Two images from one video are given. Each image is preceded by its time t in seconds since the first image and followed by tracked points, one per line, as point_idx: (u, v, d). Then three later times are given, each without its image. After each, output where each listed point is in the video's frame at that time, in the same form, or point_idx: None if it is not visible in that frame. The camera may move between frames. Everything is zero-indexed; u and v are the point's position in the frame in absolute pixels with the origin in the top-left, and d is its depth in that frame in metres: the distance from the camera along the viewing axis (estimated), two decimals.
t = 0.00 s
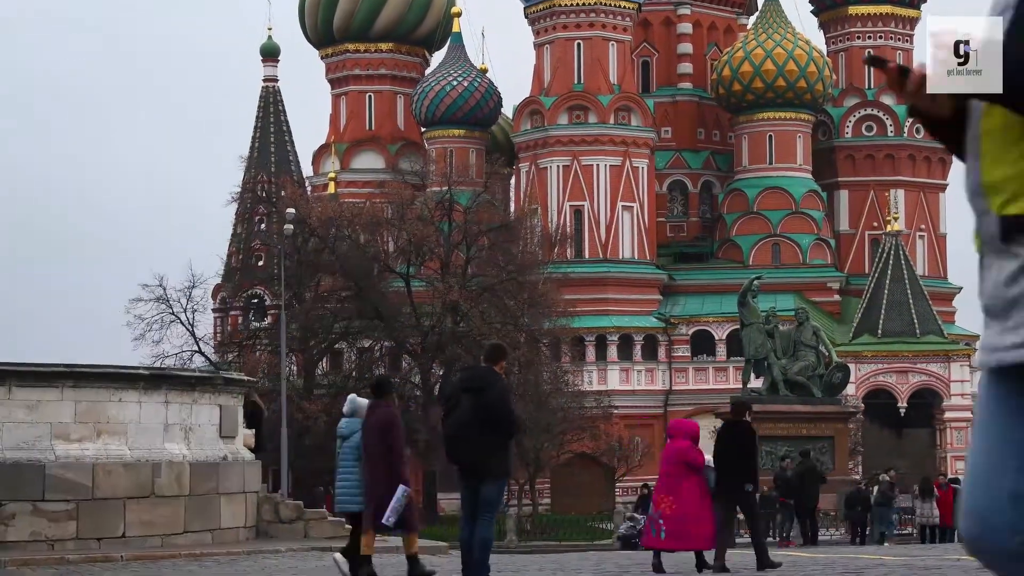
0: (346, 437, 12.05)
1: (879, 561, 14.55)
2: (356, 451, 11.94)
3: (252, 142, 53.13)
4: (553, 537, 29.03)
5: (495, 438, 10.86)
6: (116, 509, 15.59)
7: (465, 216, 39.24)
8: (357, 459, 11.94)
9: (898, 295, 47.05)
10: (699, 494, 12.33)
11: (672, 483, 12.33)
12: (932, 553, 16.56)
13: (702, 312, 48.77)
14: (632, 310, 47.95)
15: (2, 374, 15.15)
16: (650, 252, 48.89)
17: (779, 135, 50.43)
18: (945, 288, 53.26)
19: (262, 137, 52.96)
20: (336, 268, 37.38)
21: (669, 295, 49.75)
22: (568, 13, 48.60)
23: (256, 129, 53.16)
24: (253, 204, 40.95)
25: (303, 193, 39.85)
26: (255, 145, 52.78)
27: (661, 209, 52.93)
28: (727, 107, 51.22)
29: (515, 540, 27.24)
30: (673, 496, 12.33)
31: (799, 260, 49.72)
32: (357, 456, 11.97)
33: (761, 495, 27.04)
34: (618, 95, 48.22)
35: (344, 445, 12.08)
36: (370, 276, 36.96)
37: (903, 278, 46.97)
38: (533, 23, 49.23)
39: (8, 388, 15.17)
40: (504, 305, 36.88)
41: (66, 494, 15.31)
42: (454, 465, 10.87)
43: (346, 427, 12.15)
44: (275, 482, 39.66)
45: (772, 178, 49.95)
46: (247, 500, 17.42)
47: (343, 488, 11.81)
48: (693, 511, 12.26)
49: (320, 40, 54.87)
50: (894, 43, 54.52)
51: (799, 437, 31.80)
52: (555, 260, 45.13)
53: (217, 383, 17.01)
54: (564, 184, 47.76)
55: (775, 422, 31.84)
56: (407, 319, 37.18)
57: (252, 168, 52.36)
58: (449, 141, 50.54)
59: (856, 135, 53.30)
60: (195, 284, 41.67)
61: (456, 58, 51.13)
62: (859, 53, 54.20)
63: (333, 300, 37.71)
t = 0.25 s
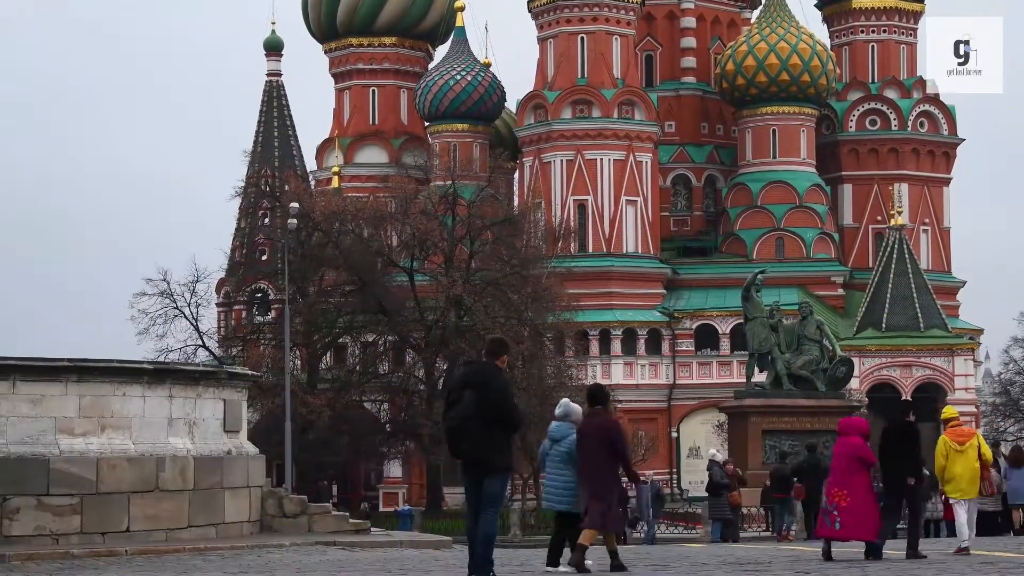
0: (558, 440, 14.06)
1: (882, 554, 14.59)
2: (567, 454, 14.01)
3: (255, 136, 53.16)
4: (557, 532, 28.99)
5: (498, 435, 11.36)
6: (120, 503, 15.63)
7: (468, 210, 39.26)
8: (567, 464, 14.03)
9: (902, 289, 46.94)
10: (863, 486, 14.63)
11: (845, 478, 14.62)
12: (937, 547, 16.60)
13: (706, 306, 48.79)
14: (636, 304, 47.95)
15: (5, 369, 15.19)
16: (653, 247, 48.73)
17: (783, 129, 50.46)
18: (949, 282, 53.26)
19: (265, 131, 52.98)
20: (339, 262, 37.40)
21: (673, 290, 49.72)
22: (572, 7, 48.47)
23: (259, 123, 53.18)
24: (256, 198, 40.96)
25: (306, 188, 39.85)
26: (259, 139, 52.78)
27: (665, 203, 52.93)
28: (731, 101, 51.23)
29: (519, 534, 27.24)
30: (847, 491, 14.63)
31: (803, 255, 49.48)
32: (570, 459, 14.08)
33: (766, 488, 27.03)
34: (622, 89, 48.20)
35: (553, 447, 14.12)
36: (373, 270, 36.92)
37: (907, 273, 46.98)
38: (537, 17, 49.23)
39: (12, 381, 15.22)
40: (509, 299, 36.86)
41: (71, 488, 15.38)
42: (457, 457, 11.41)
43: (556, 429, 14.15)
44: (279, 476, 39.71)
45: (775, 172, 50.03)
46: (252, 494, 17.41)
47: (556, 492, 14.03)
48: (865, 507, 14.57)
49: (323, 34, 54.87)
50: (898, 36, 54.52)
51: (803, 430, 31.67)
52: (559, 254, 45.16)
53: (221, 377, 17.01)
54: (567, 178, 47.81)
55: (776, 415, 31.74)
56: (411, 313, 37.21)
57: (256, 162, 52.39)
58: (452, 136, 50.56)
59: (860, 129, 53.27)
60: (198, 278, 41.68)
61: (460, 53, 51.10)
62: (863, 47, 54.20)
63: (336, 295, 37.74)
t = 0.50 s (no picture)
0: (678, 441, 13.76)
1: (885, 550, 14.55)
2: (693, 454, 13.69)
3: (257, 133, 53.15)
4: (559, 528, 29.00)
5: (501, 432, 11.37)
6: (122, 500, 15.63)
7: (470, 206, 39.26)
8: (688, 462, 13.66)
9: (903, 285, 46.95)
10: (984, 480, 15.70)
11: (967, 473, 15.66)
12: (939, 541, 16.59)
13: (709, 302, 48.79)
14: (638, 300, 47.96)
15: (8, 364, 15.22)
16: (656, 243, 48.78)
17: (786, 124, 50.35)
18: (951, 278, 53.22)
19: (267, 128, 52.97)
20: (341, 258, 37.41)
21: (675, 285, 49.68)
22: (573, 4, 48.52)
23: (261, 120, 53.18)
24: (258, 195, 40.95)
25: (308, 184, 39.84)
26: (261, 135, 52.83)
27: (667, 199, 52.94)
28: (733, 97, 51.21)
29: (521, 530, 27.29)
30: (971, 486, 15.62)
31: (805, 251, 49.60)
32: (692, 458, 13.71)
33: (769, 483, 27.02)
34: (623, 85, 48.21)
35: (671, 451, 13.83)
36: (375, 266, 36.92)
37: (909, 268, 46.88)
38: (539, 13, 49.23)
39: (15, 376, 15.24)
40: (511, 296, 36.84)
41: (73, 484, 15.37)
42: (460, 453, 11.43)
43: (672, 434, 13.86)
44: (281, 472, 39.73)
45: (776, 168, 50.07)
46: (253, 491, 17.40)
47: (677, 489, 13.59)
48: (989, 500, 15.54)
49: (325, 31, 54.87)
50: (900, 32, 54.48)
51: (805, 427, 31.78)
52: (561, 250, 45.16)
53: (222, 373, 16.98)
54: (569, 174, 47.80)
55: (777, 411, 31.69)
56: (414, 309, 37.19)
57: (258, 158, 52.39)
58: (454, 131, 50.50)
59: (863, 125, 53.27)
60: (200, 275, 41.68)
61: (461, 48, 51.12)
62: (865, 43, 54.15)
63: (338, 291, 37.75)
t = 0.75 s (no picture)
0: (796, 438, 14.78)
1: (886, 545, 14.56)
2: (806, 453, 14.71)
3: (260, 128, 53.17)
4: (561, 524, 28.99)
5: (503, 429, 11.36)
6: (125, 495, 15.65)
7: (473, 201, 39.24)
8: (805, 459, 14.69)
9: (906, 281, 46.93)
10: None
11: None
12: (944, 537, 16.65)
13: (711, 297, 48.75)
14: (641, 295, 47.97)
15: (10, 360, 15.21)
16: (658, 238, 48.79)
17: (788, 119, 50.33)
18: (954, 273, 53.18)
19: (270, 123, 52.97)
20: (344, 253, 37.40)
21: (678, 281, 49.71)
22: None
23: (265, 115, 53.18)
24: (261, 189, 40.91)
25: (311, 179, 39.80)
26: (264, 130, 52.83)
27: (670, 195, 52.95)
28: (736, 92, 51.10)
29: (524, 525, 27.28)
30: None
31: (808, 246, 49.52)
32: (804, 457, 14.74)
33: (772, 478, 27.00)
34: (626, 80, 48.20)
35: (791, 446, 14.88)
36: (377, 261, 36.89)
37: (912, 264, 46.87)
38: (542, 8, 49.19)
39: (18, 372, 15.24)
40: (514, 291, 36.82)
41: (76, 479, 15.40)
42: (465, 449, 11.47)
43: (793, 429, 14.93)
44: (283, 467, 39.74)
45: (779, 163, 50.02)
46: (257, 486, 17.40)
47: (793, 482, 14.68)
48: None
49: (328, 26, 54.88)
50: (903, 27, 54.41)
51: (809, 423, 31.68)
52: (564, 246, 45.15)
53: (226, 369, 16.98)
54: (572, 169, 47.77)
55: (780, 406, 31.63)
56: (416, 304, 37.17)
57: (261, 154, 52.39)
58: (457, 127, 50.48)
59: (866, 120, 53.25)
60: (203, 270, 41.65)
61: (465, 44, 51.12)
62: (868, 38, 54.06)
63: (341, 286, 37.74)
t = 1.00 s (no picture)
0: (896, 436, 14.97)
1: (889, 542, 14.52)
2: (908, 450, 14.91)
3: (263, 126, 53.17)
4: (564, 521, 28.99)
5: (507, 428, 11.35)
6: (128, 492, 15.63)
7: (476, 198, 39.23)
8: (906, 456, 14.88)
9: (909, 278, 46.93)
10: None
11: None
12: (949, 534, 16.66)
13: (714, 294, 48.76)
14: (644, 292, 47.96)
15: (13, 357, 15.19)
16: (660, 235, 48.80)
17: (791, 116, 50.31)
18: (957, 270, 53.15)
19: (273, 121, 52.97)
20: (347, 251, 37.40)
21: (680, 278, 49.72)
22: None
23: (267, 113, 53.17)
24: (264, 187, 40.92)
25: (314, 177, 39.81)
26: (267, 127, 52.84)
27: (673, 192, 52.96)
28: (739, 90, 51.15)
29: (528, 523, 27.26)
30: None
31: (810, 243, 49.50)
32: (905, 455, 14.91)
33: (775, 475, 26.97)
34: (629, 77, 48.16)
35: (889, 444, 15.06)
36: (380, 259, 36.90)
37: (914, 261, 46.95)
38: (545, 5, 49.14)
39: (20, 369, 15.23)
40: (517, 288, 36.82)
41: (79, 476, 15.38)
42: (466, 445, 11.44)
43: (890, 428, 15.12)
44: (287, 464, 39.79)
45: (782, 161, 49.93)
46: (260, 483, 17.39)
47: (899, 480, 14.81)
48: None
49: (330, 23, 54.86)
50: (906, 24, 54.37)
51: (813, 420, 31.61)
52: (566, 243, 45.13)
53: (229, 366, 16.97)
54: (575, 166, 47.75)
55: (783, 404, 31.61)
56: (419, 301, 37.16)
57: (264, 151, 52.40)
58: (460, 124, 50.44)
59: (868, 117, 53.24)
60: (206, 268, 41.65)
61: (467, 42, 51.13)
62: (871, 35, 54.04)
63: (343, 284, 37.71)
